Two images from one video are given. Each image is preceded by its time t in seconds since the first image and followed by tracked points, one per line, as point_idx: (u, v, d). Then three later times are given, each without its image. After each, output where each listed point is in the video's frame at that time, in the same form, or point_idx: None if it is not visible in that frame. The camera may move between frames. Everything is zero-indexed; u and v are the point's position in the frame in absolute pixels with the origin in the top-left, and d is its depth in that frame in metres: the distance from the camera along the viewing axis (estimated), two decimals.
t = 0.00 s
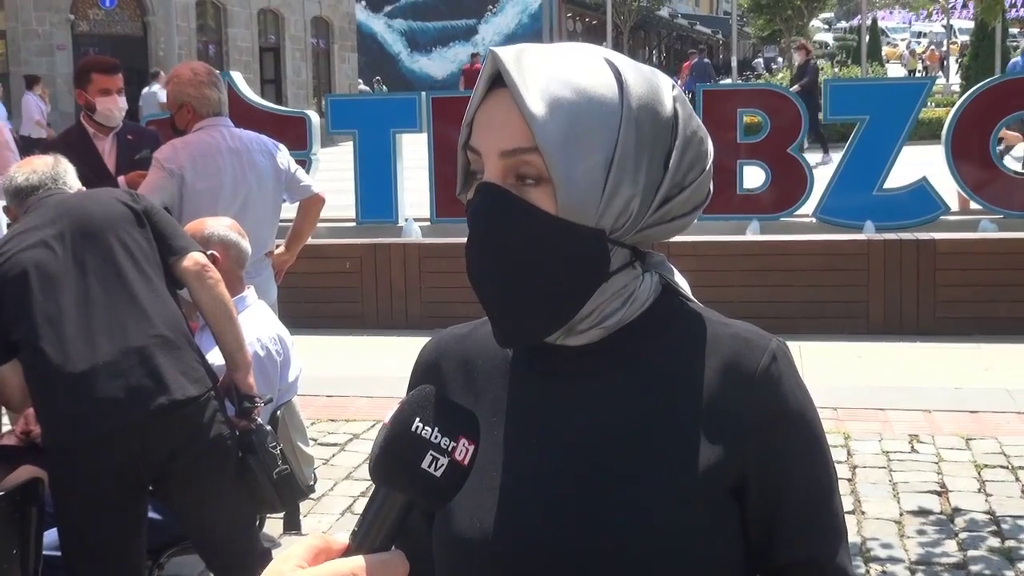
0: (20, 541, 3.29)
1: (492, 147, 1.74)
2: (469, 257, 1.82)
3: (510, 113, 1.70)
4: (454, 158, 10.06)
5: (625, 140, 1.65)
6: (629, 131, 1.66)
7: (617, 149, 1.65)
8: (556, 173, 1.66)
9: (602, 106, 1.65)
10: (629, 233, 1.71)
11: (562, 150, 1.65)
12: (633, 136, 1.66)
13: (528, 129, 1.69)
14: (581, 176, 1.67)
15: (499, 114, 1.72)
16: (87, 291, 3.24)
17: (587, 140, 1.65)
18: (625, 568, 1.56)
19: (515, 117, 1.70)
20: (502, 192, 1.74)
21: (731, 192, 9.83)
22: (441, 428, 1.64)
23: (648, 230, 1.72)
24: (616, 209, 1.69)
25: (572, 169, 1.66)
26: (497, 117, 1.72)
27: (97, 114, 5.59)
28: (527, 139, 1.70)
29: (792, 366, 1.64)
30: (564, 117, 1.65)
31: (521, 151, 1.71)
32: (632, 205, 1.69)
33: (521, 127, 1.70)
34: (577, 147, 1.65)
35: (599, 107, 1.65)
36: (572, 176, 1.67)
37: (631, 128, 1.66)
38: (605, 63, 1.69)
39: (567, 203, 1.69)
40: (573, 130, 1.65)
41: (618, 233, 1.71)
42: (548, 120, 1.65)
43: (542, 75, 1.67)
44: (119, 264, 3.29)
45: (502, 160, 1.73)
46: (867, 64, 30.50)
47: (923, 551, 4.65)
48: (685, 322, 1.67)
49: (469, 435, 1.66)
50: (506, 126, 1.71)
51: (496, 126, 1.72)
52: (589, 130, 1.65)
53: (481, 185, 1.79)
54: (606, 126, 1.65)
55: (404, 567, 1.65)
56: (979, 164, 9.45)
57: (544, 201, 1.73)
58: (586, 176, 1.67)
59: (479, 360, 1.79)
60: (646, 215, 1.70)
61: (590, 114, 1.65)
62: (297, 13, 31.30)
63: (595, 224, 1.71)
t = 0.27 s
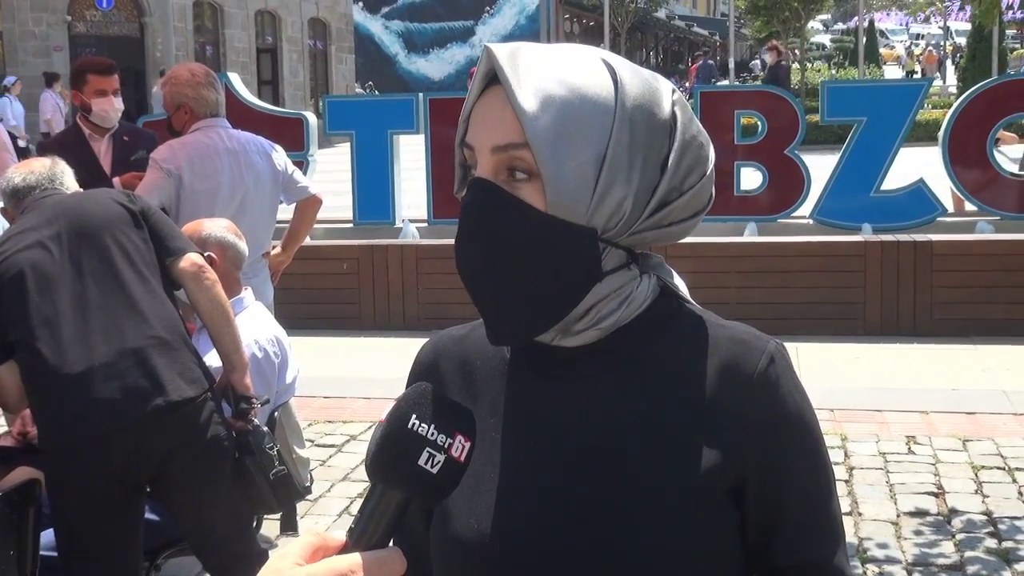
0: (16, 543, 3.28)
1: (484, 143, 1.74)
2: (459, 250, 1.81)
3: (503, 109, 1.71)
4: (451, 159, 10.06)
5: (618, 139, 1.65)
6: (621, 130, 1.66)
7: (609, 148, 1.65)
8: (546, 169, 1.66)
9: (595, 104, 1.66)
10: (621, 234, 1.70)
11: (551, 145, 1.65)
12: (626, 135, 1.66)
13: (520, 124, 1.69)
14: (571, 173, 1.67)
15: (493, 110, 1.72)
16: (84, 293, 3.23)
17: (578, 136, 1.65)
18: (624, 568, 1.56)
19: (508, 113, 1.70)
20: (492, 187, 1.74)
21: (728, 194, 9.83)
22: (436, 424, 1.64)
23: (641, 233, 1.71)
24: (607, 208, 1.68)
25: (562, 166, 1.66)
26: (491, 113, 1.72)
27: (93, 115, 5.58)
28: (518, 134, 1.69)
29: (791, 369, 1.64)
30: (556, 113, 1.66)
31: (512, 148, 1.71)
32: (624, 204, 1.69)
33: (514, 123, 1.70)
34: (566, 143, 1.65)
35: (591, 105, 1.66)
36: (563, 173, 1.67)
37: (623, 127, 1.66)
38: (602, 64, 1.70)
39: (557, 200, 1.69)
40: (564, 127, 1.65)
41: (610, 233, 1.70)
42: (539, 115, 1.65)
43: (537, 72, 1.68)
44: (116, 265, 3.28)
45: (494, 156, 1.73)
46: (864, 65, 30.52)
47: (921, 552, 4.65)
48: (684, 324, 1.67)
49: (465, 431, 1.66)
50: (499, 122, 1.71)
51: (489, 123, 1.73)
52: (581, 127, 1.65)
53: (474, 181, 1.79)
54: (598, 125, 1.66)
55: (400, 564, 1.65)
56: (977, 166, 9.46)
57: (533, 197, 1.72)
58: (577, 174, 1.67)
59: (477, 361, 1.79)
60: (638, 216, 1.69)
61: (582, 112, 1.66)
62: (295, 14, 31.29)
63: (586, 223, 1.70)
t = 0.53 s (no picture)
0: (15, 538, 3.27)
1: (486, 136, 1.73)
2: (462, 243, 1.81)
3: (505, 104, 1.71)
4: (451, 158, 10.06)
5: (618, 134, 1.65)
6: (621, 126, 1.66)
7: (608, 143, 1.65)
8: (545, 163, 1.66)
9: (596, 99, 1.66)
10: (622, 230, 1.70)
11: (552, 139, 1.65)
12: (626, 130, 1.66)
13: (521, 119, 1.69)
14: (571, 167, 1.66)
15: (495, 104, 1.72)
16: (82, 289, 3.23)
17: (578, 131, 1.65)
18: (624, 564, 1.56)
19: (509, 108, 1.70)
20: (493, 181, 1.74)
21: (727, 194, 9.83)
22: (444, 424, 1.64)
23: (642, 231, 1.70)
24: (607, 203, 1.68)
25: (562, 160, 1.66)
26: (493, 107, 1.72)
27: (91, 112, 5.57)
28: (519, 128, 1.69)
29: (792, 366, 1.64)
30: (557, 107, 1.66)
31: (513, 141, 1.70)
32: (625, 200, 1.68)
33: (515, 117, 1.70)
34: (566, 137, 1.65)
35: (592, 99, 1.66)
36: (563, 168, 1.66)
37: (623, 122, 1.66)
38: (604, 60, 1.69)
39: (557, 194, 1.68)
40: (564, 121, 1.65)
41: (611, 228, 1.70)
42: (540, 109, 1.65)
43: (538, 67, 1.68)
44: (114, 262, 3.28)
45: (495, 150, 1.73)
46: (863, 66, 30.53)
47: (918, 552, 4.65)
48: (686, 319, 1.67)
49: (471, 431, 1.66)
50: (501, 116, 1.71)
51: (492, 116, 1.72)
52: (582, 122, 1.65)
53: (476, 175, 1.79)
54: (599, 119, 1.65)
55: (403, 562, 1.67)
56: (975, 168, 9.47)
57: (534, 191, 1.72)
58: (577, 167, 1.66)
59: (478, 355, 1.79)
60: (638, 214, 1.69)
61: (584, 106, 1.66)
62: (293, 12, 31.28)
63: (586, 218, 1.70)
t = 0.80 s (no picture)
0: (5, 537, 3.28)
1: (482, 132, 1.73)
2: (457, 239, 1.80)
3: (502, 100, 1.70)
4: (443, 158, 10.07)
5: (615, 131, 1.65)
6: (619, 122, 1.65)
7: (605, 139, 1.65)
8: (542, 158, 1.65)
9: (594, 96, 1.65)
10: (616, 227, 1.69)
11: (548, 134, 1.64)
12: (623, 127, 1.65)
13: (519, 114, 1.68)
14: (568, 162, 1.66)
15: (493, 100, 1.72)
16: (73, 288, 3.21)
17: (575, 126, 1.65)
18: (617, 561, 1.56)
19: (506, 103, 1.70)
20: (490, 176, 1.73)
21: (718, 194, 9.85)
22: (435, 423, 1.64)
23: (637, 228, 1.70)
24: (603, 199, 1.68)
25: (559, 155, 1.65)
26: (491, 103, 1.72)
27: (83, 110, 5.59)
28: (516, 123, 1.69)
29: (785, 362, 1.63)
30: (555, 103, 1.65)
31: (510, 136, 1.70)
32: (620, 197, 1.68)
33: (512, 113, 1.69)
34: (563, 132, 1.64)
35: (590, 96, 1.65)
36: (559, 163, 1.66)
37: (621, 119, 1.65)
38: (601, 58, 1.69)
39: (553, 189, 1.68)
40: (562, 117, 1.65)
41: (606, 225, 1.69)
42: (537, 105, 1.65)
43: (537, 63, 1.68)
44: (106, 260, 3.27)
45: (492, 146, 1.72)
46: (853, 66, 30.60)
47: (909, 551, 4.66)
48: (680, 317, 1.67)
49: (462, 429, 1.67)
50: (498, 111, 1.71)
51: (489, 112, 1.72)
52: (579, 118, 1.65)
53: (472, 171, 1.78)
54: (595, 115, 1.65)
55: (397, 562, 1.64)
56: (965, 169, 9.49)
57: (530, 186, 1.71)
58: (573, 163, 1.66)
59: (472, 352, 1.79)
60: (633, 211, 1.68)
61: (581, 102, 1.65)
62: (284, 10, 31.23)
63: (581, 215, 1.69)
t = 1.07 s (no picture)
0: None
1: (490, 133, 1.74)
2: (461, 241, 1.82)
3: (512, 102, 1.72)
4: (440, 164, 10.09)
5: (621, 136, 1.67)
6: (626, 128, 1.67)
7: (612, 144, 1.66)
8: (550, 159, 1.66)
9: (602, 101, 1.67)
10: (619, 233, 1.71)
11: (558, 135, 1.65)
12: (630, 133, 1.67)
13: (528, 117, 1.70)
14: (575, 166, 1.67)
15: (501, 102, 1.73)
16: (70, 294, 3.21)
17: (583, 130, 1.66)
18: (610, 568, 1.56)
19: (516, 105, 1.71)
20: (496, 178, 1.75)
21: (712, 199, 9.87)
22: (425, 428, 1.64)
23: (638, 235, 1.71)
24: (608, 204, 1.69)
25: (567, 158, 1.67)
26: (500, 105, 1.74)
27: (78, 115, 5.58)
28: (525, 126, 1.70)
29: (782, 372, 1.65)
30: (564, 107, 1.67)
31: (518, 138, 1.71)
32: (625, 202, 1.69)
33: (521, 115, 1.71)
34: (572, 136, 1.66)
35: (598, 101, 1.67)
36: (566, 166, 1.67)
37: (627, 125, 1.67)
38: (608, 65, 1.72)
39: (561, 191, 1.69)
40: (571, 120, 1.66)
41: (609, 230, 1.71)
42: (547, 107, 1.66)
43: (546, 67, 1.70)
44: (104, 266, 3.27)
45: (500, 147, 1.74)
46: (846, 71, 30.69)
47: (903, 557, 4.67)
48: (678, 325, 1.68)
49: (452, 434, 1.67)
50: (507, 112, 1.72)
51: (497, 113, 1.74)
52: (587, 122, 1.66)
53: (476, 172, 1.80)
54: (604, 120, 1.67)
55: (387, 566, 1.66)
56: (956, 175, 9.53)
57: (537, 189, 1.73)
58: (580, 167, 1.67)
59: (468, 359, 1.80)
60: (637, 216, 1.70)
61: (589, 106, 1.67)
62: (279, 15, 31.23)
63: (586, 219, 1.71)
